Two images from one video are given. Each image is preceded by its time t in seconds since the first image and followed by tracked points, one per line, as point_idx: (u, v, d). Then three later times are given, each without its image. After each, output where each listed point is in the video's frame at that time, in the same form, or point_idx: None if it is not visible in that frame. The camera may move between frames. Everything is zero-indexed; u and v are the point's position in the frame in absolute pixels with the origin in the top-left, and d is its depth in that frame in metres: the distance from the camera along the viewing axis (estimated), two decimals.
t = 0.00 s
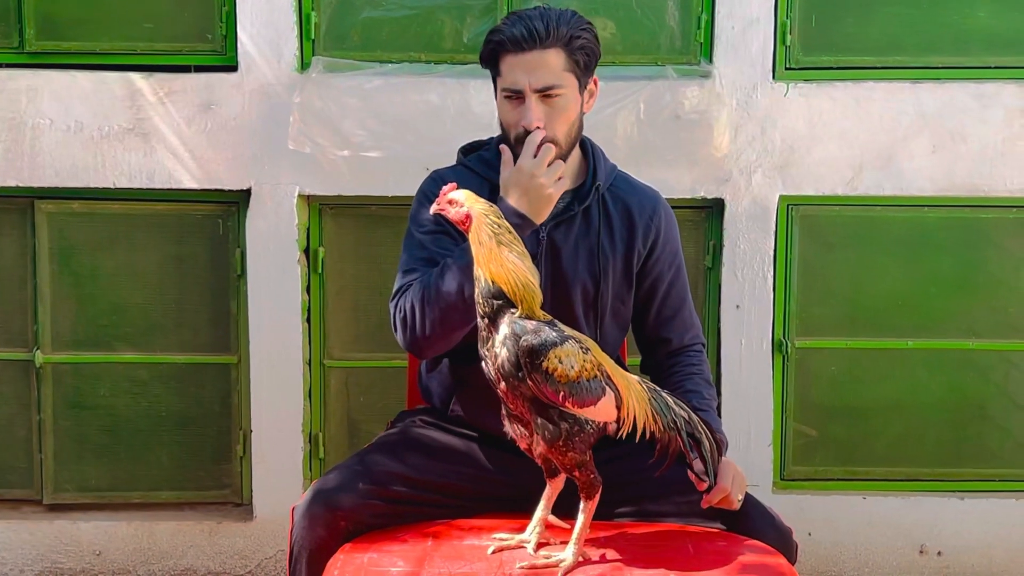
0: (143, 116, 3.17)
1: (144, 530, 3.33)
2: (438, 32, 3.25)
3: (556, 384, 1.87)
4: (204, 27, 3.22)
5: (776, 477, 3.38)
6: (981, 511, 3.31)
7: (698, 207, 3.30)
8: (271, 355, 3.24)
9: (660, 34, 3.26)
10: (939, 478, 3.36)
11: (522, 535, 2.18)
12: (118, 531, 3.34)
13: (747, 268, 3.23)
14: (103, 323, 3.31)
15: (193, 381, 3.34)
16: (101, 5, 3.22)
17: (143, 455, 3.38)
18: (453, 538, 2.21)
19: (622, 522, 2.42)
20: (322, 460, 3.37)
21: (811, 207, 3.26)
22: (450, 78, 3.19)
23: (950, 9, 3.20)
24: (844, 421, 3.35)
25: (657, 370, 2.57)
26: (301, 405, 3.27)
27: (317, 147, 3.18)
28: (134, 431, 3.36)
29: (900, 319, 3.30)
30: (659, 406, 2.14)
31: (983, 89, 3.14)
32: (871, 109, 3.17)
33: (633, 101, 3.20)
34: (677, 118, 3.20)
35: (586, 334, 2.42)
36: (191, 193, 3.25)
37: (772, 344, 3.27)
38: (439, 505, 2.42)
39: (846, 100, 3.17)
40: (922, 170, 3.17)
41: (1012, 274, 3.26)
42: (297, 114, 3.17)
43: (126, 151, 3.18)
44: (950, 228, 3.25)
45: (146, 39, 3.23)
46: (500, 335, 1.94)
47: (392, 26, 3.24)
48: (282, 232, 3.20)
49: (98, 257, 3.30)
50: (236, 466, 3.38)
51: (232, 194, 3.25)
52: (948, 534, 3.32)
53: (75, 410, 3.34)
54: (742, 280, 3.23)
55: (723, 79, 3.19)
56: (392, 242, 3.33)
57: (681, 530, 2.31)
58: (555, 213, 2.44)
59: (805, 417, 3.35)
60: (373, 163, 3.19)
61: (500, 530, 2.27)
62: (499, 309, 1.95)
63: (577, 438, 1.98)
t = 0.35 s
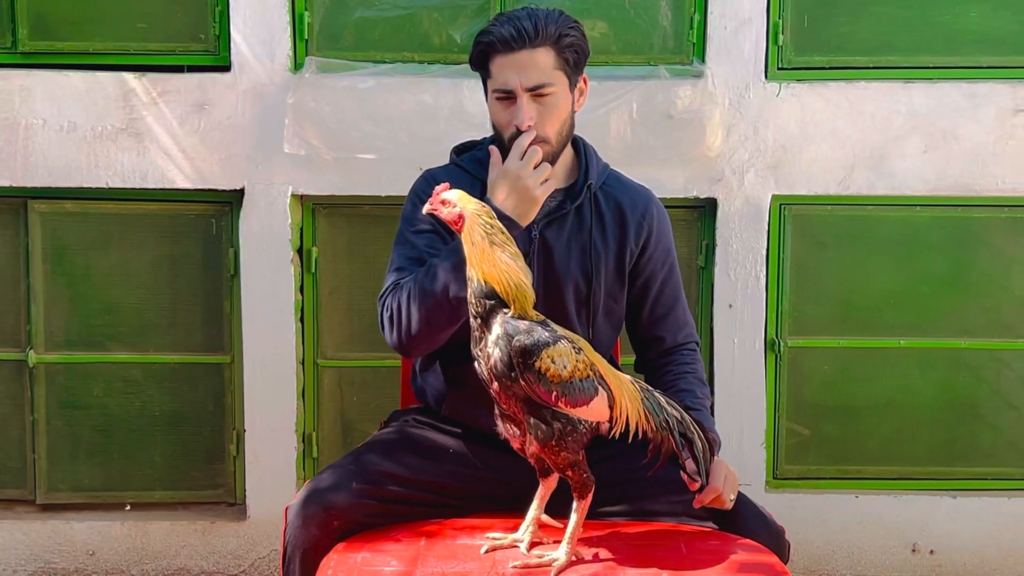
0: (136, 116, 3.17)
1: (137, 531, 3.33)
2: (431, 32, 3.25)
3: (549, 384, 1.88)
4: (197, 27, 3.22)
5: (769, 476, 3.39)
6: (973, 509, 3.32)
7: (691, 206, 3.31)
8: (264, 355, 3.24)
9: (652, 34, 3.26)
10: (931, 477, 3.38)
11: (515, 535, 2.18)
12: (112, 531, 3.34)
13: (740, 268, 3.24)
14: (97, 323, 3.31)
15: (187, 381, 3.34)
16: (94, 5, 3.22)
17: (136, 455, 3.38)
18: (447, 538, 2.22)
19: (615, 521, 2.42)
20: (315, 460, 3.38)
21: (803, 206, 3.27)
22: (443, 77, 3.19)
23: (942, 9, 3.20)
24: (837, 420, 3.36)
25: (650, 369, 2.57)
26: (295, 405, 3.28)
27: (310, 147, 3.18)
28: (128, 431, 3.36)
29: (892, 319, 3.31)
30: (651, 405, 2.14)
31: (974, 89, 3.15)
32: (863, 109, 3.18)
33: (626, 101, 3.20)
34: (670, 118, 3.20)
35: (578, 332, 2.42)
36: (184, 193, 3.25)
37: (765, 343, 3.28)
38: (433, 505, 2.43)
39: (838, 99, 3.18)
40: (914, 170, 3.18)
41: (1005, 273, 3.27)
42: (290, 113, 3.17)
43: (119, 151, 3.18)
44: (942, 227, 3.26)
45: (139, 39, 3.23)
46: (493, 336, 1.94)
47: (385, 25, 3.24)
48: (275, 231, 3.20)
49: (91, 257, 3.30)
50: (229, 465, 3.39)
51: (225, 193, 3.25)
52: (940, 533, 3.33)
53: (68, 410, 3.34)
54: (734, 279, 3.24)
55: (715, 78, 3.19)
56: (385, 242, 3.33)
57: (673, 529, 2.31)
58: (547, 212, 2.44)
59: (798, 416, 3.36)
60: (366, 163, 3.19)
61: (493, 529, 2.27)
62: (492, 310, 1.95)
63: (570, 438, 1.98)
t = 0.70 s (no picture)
0: (128, 115, 3.17)
1: (129, 530, 3.33)
2: (424, 31, 3.25)
3: (540, 384, 1.88)
4: (189, 26, 3.22)
5: (760, 476, 3.39)
6: (965, 509, 3.32)
7: (684, 207, 3.31)
8: (256, 354, 3.24)
9: (645, 34, 3.26)
10: (923, 477, 3.38)
11: (507, 534, 2.18)
12: (103, 531, 3.34)
13: (732, 268, 3.24)
14: (89, 322, 3.31)
15: (179, 380, 3.34)
16: (85, 3, 3.21)
17: (128, 454, 3.38)
18: (438, 537, 2.22)
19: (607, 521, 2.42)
20: (307, 460, 3.38)
21: (795, 207, 3.27)
22: (436, 77, 3.19)
23: (934, 9, 3.20)
24: (829, 420, 3.36)
25: (640, 369, 2.57)
26: (287, 405, 3.28)
27: (302, 146, 3.18)
28: (120, 430, 3.36)
29: (884, 319, 3.31)
30: (643, 405, 2.14)
31: (965, 89, 3.16)
32: (855, 110, 3.18)
33: (618, 101, 3.20)
34: (662, 118, 3.21)
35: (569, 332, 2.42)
36: (176, 192, 3.25)
37: (757, 343, 3.29)
38: (424, 504, 2.43)
39: (830, 100, 3.18)
40: (905, 170, 3.19)
41: (996, 273, 3.28)
42: (283, 113, 3.17)
43: (111, 150, 3.17)
44: (933, 227, 3.27)
45: (130, 38, 3.23)
46: (484, 336, 1.94)
47: (378, 24, 3.24)
48: (267, 231, 3.20)
49: (83, 256, 3.29)
50: (221, 465, 3.39)
51: (217, 193, 3.25)
52: (931, 532, 3.34)
53: (60, 409, 3.34)
54: (726, 279, 3.24)
55: (707, 78, 3.20)
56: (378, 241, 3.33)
57: (665, 528, 2.31)
58: (538, 212, 2.44)
59: (789, 416, 3.37)
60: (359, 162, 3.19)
61: (485, 529, 2.27)
62: (484, 309, 1.95)
63: (561, 438, 1.98)
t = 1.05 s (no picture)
0: (119, 114, 3.16)
1: (119, 528, 3.33)
2: (415, 30, 3.24)
3: (530, 384, 1.88)
4: (180, 24, 3.22)
5: (751, 476, 3.40)
6: (955, 509, 3.33)
7: (675, 207, 3.31)
8: (247, 353, 3.24)
9: (636, 34, 3.26)
10: (914, 477, 3.39)
11: (497, 533, 2.18)
12: (94, 529, 3.33)
13: (723, 268, 3.24)
14: (80, 321, 3.31)
15: (170, 378, 3.34)
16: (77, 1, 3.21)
17: (119, 452, 3.38)
18: (427, 537, 2.21)
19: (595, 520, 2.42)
20: (298, 459, 3.38)
21: (786, 207, 3.27)
22: (427, 76, 3.18)
23: (926, 9, 3.20)
24: (820, 420, 3.37)
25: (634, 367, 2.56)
26: (278, 404, 3.28)
27: (293, 145, 3.18)
28: (110, 429, 3.36)
29: (875, 319, 3.32)
30: (633, 403, 2.14)
31: (956, 90, 3.16)
32: (846, 110, 3.18)
33: (610, 101, 3.20)
34: (654, 117, 3.21)
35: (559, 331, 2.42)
36: (167, 191, 3.25)
37: (748, 343, 3.29)
38: (413, 503, 2.42)
39: (821, 100, 3.18)
40: (896, 170, 3.19)
41: (987, 273, 3.28)
42: (274, 112, 3.17)
43: (101, 148, 3.17)
44: (924, 228, 3.27)
45: (121, 36, 3.22)
46: (474, 335, 1.94)
47: (369, 24, 3.24)
48: (258, 230, 3.20)
49: (74, 255, 3.29)
50: (212, 463, 3.39)
51: (208, 191, 3.25)
52: (922, 533, 3.34)
53: (50, 407, 3.33)
54: (717, 279, 3.24)
55: (699, 78, 3.19)
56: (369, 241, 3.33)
57: (654, 528, 2.31)
58: (526, 210, 2.44)
59: (780, 416, 3.37)
60: (350, 162, 3.19)
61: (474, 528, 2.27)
62: (473, 309, 1.95)
63: (551, 437, 1.98)
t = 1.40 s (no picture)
0: (110, 112, 3.16)
1: (109, 527, 3.33)
2: (407, 30, 3.24)
3: (519, 384, 1.88)
4: (172, 23, 3.21)
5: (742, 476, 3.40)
6: (946, 510, 3.33)
7: (667, 207, 3.32)
8: (238, 352, 3.23)
9: (628, 34, 3.26)
10: (904, 478, 3.39)
11: (486, 533, 2.18)
12: (84, 528, 3.33)
13: (714, 268, 3.24)
14: (70, 320, 3.31)
15: (161, 377, 3.34)
16: None
17: (110, 451, 3.37)
18: (417, 537, 2.21)
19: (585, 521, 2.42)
20: (289, 458, 3.38)
21: (777, 208, 3.28)
22: (419, 76, 3.18)
23: (918, 10, 3.20)
24: (811, 420, 3.37)
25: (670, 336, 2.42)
26: (269, 403, 3.28)
27: (284, 144, 3.17)
28: (101, 427, 3.35)
29: (866, 320, 3.32)
30: (623, 399, 2.15)
31: (948, 92, 3.16)
32: (838, 111, 3.18)
33: (602, 101, 3.20)
34: (646, 118, 3.21)
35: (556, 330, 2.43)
36: (158, 190, 3.24)
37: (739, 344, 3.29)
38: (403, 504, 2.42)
39: (813, 101, 3.18)
40: (887, 172, 3.19)
41: (978, 275, 3.28)
42: (266, 110, 3.16)
43: (93, 147, 3.17)
44: (915, 229, 3.28)
45: (113, 34, 3.22)
46: (463, 336, 1.93)
47: (362, 23, 3.23)
48: (249, 229, 3.19)
49: (65, 254, 3.29)
50: (203, 463, 3.39)
51: (200, 190, 3.25)
52: (912, 533, 3.35)
53: (41, 406, 3.33)
54: (708, 280, 3.25)
55: (691, 79, 3.19)
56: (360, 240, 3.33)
57: (644, 528, 2.31)
58: (511, 210, 2.44)
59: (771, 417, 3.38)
60: (341, 161, 3.19)
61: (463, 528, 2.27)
62: (462, 309, 1.95)
63: (540, 437, 1.97)
